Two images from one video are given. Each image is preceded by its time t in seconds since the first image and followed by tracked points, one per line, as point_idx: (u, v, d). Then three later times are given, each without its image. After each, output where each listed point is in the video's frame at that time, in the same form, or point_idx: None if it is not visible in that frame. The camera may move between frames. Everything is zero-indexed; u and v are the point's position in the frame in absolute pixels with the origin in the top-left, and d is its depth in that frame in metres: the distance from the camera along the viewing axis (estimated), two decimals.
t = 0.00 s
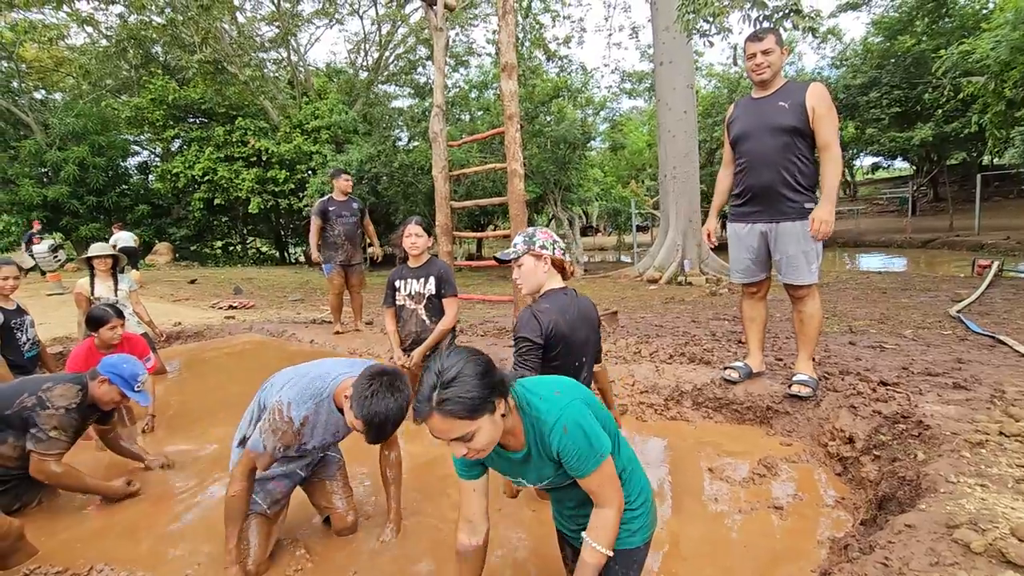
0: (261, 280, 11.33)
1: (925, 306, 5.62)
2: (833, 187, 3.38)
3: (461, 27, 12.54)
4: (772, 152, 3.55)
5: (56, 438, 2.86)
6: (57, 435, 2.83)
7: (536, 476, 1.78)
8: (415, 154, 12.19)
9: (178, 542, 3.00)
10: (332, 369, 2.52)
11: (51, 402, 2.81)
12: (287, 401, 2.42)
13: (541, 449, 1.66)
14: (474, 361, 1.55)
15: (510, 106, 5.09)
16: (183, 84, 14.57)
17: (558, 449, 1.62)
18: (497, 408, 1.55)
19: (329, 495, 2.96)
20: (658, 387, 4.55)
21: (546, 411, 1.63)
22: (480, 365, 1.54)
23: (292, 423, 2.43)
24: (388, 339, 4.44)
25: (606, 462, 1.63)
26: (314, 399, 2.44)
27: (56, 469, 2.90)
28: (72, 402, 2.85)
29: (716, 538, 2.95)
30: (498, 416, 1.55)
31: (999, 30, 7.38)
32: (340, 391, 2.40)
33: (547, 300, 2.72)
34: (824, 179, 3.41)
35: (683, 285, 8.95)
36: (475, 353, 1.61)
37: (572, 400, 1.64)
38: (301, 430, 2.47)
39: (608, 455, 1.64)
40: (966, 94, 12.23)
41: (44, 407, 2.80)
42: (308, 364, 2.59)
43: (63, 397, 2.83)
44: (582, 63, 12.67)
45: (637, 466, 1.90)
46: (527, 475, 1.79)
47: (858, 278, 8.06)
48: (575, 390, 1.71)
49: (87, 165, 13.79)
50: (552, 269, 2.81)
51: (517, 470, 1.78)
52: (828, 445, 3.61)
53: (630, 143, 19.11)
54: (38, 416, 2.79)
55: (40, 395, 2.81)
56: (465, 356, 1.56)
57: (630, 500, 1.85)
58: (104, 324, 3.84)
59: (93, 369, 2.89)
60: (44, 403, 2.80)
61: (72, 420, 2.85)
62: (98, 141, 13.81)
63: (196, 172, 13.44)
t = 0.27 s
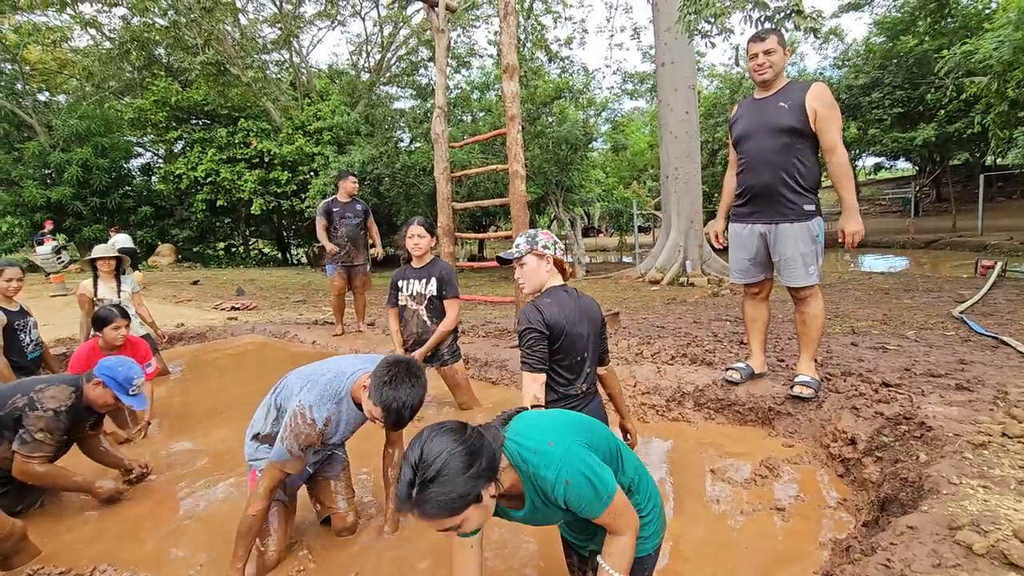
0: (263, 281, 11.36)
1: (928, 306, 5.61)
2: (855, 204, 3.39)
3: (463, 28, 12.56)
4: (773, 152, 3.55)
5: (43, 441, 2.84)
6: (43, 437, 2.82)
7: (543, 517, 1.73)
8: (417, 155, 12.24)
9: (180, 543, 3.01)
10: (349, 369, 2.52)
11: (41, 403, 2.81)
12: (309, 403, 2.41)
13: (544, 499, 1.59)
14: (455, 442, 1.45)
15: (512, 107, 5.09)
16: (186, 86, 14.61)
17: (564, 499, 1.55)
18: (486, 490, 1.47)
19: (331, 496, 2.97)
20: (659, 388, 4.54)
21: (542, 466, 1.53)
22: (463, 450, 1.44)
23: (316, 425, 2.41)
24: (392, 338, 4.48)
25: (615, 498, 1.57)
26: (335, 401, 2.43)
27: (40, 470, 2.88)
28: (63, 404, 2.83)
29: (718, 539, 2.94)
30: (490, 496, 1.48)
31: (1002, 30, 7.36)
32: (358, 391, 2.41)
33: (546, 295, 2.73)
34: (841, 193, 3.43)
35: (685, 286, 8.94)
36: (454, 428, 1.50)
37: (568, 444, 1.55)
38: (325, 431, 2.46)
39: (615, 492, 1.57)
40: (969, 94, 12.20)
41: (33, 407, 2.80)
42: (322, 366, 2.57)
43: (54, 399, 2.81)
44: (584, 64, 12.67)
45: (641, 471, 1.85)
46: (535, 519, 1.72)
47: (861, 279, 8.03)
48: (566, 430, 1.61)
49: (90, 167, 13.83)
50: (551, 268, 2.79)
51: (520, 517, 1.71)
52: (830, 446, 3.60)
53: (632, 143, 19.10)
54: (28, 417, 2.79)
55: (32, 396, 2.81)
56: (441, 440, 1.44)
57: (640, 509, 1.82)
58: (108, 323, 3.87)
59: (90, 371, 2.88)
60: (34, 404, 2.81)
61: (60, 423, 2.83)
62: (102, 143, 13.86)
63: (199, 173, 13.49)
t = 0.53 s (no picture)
0: (265, 282, 11.38)
1: (931, 307, 5.59)
2: (857, 203, 3.37)
3: (464, 28, 12.55)
4: (775, 152, 3.54)
5: (34, 443, 2.84)
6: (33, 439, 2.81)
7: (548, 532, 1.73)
8: (418, 155, 12.30)
9: (182, 543, 3.01)
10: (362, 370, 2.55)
11: (30, 405, 2.80)
12: (321, 401, 2.42)
13: (543, 521, 1.58)
14: (447, 481, 1.41)
15: (513, 108, 5.09)
16: (188, 87, 14.62)
17: (562, 523, 1.54)
18: (482, 525, 1.45)
19: (332, 498, 2.96)
20: (661, 389, 4.54)
21: (539, 491, 1.52)
22: (456, 489, 1.40)
23: (326, 424, 2.43)
24: (398, 338, 4.51)
25: (614, 520, 1.56)
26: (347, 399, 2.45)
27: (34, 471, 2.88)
28: (52, 406, 2.83)
29: (720, 540, 2.93)
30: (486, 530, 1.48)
31: (1005, 29, 7.35)
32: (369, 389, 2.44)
33: (543, 293, 2.73)
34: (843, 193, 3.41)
35: (687, 286, 8.93)
36: (446, 464, 1.46)
37: (565, 469, 1.53)
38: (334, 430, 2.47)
39: (614, 515, 1.56)
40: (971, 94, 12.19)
41: (22, 410, 2.80)
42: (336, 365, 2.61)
43: (43, 401, 2.81)
44: (585, 64, 12.67)
45: (645, 479, 1.84)
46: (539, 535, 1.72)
47: (863, 279, 8.02)
48: (564, 451, 1.59)
49: (92, 167, 13.86)
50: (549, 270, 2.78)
51: (522, 534, 1.72)
52: (832, 447, 3.59)
53: (633, 143, 19.09)
54: (17, 420, 2.79)
55: (21, 398, 2.81)
56: (433, 480, 1.41)
57: (644, 519, 1.81)
58: (110, 323, 3.89)
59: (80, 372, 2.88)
60: (24, 406, 2.80)
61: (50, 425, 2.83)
62: (104, 144, 13.90)
63: (201, 174, 13.52)
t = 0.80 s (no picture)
0: (267, 283, 11.39)
1: (934, 307, 5.58)
2: (838, 201, 3.31)
3: (465, 29, 12.56)
4: (777, 153, 3.53)
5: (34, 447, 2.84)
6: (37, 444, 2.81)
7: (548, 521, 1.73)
8: (419, 156, 12.31)
9: (184, 544, 3.01)
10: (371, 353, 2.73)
11: (30, 410, 2.81)
12: (324, 358, 2.63)
13: (543, 508, 1.59)
14: (448, 456, 1.45)
15: (514, 108, 5.10)
16: (190, 88, 14.65)
17: (561, 510, 1.55)
18: (482, 501, 1.48)
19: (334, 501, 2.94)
20: (662, 389, 4.54)
21: (541, 476, 1.54)
22: (457, 463, 1.44)
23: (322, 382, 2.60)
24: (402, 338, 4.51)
25: (613, 513, 1.55)
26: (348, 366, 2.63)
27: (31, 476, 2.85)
28: (52, 410, 2.84)
29: (722, 541, 2.93)
30: (485, 508, 1.49)
31: (1007, 28, 7.34)
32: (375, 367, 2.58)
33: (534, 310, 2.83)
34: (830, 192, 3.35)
35: (688, 286, 8.92)
36: (450, 441, 1.50)
37: (567, 458, 1.53)
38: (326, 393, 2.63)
39: (614, 508, 1.56)
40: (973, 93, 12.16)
41: (22, 415, 2.80)
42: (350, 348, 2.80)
43: (43, 405, 2.82)
44: (587, 65, 12.68)
45: (650, 479, 1.83)
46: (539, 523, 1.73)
47: (865, 279, 8.00)
48: (568, 441, 1.59)
49: (95, 168, 13.89)
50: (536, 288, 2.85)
51: (522, 520, 1.73)
52: (834, 447, 3.59)
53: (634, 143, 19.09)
54: (17, 425, 2.79)
55: (21, 403, 2.80)
56: (436, 457, 1.44)
57: (647, 518, 1.80)
58: (115, 323, 3.88)
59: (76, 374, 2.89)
60: (24, 411, 2.80)
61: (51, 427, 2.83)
62: (107, 145, 13.93)
63: (203, 175, 13.54)
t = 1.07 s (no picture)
0: (267, 283, 11.40)
1: (936, 307, 5.56)
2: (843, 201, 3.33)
3: (466, 30, 12.57)
4: (779, 153, 3.53)
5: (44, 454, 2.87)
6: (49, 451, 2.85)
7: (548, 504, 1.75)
8: (420, 156, 12.33)
9: (184, 544, 3.01)
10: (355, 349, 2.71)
11: (35, 419, 2.82)
12: (303, 352, 2.64)
13: (543, 488, 1.61)
14: (454, 426, 1.53)
15: (516, 109, 5.10)
16: (191, 89, 14.67)
17: (558, 492, 1.57)
18: (482, 473, 1.53)
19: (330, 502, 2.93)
20: (664, 390, 4.53)
21: (541, 457, 1.56)
22: (459, 434, 1.51)
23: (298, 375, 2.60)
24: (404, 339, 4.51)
25: (609, 502, 1.56)
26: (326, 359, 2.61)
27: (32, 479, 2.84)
28: (57, 417, 2.86)
29: (723, 541, 2.92)
30: (485, 480, 1.55)
31: (1009, 28, 7.34)
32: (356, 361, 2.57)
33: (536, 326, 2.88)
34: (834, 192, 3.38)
35: (689, 286, 8.91)
36: (458, 412, 1.58)
37: (569, 444, 1.55)
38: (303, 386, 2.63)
39: (611, 497, 1.56)
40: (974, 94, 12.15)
41: (28, 424, 2.81)
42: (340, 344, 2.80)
43: (47, 414, 2.84)
44: (588, 66, 12.69)
45: (654, 477, 1.83)
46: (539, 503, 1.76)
47: (867, 279, 7.99)
48: (574, 428, 1.61)
49: (96, 169, 13.92)
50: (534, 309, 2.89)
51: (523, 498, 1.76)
52: (836, 448, 3.58)
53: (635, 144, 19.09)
54: (24, 434, 2.80)
55: (23, 412, 2.81)
56: (442, 424, 1.52)
57: (648, 515, 1.80)
58: (119, 324, 3.87)
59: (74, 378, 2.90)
60: (29, 420, 2.81)
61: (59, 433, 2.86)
62: (108, 145, 13.97)
63: (204, 176, 13.56)
